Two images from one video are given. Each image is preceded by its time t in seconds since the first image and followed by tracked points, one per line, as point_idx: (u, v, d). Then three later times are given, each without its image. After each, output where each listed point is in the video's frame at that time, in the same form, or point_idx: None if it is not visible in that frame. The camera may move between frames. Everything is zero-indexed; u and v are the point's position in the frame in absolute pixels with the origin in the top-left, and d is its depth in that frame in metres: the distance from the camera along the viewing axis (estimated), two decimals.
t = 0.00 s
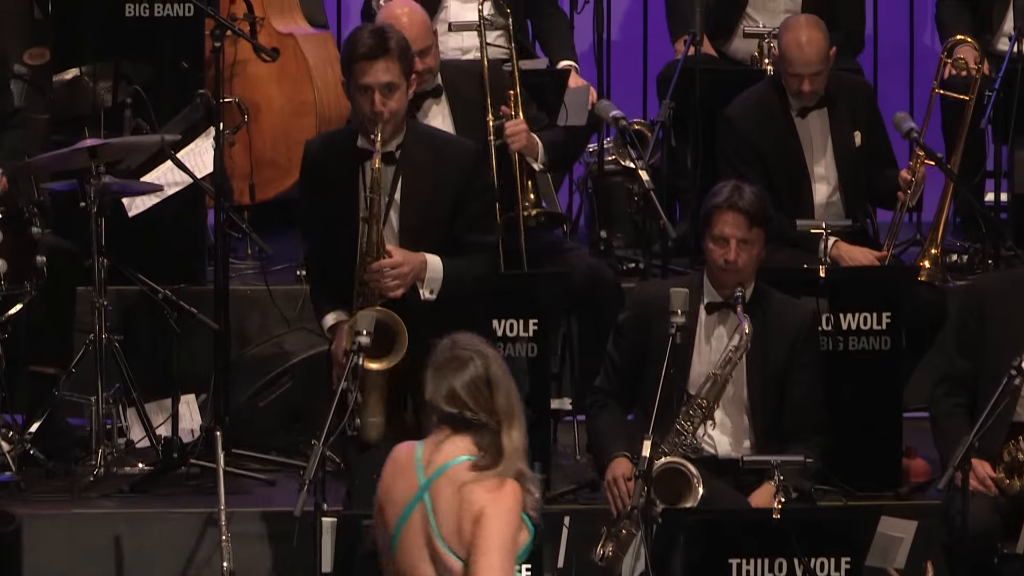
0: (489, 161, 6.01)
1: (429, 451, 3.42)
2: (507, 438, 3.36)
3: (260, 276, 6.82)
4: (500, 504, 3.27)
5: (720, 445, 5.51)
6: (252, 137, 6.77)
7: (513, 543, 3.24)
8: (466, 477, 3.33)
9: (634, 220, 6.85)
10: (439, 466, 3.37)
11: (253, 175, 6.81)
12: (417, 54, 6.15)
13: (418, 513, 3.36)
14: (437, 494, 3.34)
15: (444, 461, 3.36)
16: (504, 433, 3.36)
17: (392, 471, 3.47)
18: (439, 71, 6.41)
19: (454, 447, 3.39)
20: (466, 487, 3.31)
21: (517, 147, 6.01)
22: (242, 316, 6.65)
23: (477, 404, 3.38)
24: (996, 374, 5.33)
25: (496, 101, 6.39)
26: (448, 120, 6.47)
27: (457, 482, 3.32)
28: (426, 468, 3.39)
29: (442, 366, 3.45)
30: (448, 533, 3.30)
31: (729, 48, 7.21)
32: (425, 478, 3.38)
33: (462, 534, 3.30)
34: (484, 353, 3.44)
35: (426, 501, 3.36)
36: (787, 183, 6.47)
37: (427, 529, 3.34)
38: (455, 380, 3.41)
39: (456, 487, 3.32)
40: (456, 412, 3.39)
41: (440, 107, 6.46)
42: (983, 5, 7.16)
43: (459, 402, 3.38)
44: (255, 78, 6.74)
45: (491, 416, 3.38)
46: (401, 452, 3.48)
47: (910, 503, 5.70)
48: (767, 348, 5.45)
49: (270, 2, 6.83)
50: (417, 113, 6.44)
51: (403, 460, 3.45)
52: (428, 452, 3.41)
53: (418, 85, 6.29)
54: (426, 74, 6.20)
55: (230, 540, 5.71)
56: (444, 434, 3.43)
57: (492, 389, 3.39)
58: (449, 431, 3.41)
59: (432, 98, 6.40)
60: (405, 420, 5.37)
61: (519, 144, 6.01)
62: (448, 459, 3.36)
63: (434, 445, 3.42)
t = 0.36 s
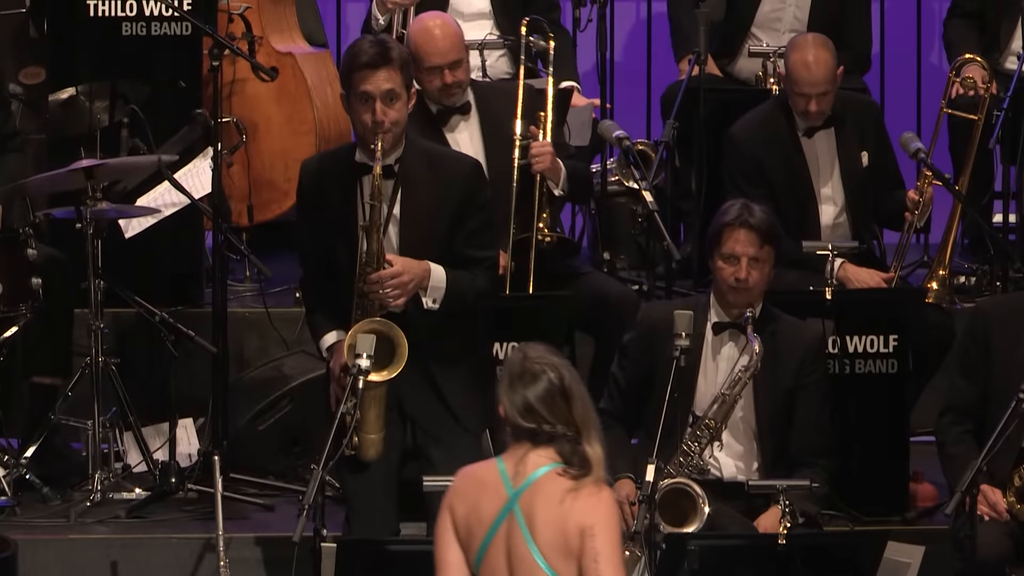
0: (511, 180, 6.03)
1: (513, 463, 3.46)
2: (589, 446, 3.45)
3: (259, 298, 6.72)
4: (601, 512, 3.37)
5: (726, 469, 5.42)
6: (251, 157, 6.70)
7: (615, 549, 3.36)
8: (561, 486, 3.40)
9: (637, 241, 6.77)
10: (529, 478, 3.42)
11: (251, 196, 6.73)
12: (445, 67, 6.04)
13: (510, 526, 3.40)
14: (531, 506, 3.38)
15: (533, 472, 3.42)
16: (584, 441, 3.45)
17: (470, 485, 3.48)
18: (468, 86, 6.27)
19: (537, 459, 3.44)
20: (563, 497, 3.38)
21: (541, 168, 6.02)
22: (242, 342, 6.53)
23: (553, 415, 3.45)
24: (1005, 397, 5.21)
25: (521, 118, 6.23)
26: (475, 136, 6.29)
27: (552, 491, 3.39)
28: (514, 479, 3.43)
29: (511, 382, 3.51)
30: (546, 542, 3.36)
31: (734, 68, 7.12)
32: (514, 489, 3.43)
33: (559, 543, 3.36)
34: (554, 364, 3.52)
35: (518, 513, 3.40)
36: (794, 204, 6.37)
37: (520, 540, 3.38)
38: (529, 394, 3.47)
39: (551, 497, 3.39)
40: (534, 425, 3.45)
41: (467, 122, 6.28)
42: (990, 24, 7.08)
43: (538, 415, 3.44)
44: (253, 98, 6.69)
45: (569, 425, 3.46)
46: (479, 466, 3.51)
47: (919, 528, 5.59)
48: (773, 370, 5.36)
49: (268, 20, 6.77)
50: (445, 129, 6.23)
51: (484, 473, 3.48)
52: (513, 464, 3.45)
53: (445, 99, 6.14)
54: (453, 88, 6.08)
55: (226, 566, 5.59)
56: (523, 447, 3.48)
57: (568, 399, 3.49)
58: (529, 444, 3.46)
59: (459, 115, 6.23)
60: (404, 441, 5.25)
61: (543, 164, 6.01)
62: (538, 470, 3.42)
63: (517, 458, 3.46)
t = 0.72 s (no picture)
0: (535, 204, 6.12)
1: (603, 485, 3.37)
2: (672, 470, 3.33)
3: (254, 322, 6.58)
4: (684, 541, 3.25)
5: (729, 493, 5.28)
6: (247, 178, 6.60)
7: None
8: (648, 510, 3.28)
9: (640, 263, 6.66)
10: (617, 499, 3.32)
11: (248, 218, 6.64)
12: (486, 80, 6.00)
13: (594, 544, 3.30)
14: (615, 526, 3.28)
15: (621, 494, 3.31)
16: (664, 468, 3.33)
17: (568, 501, 3.42)
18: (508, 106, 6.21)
19: (624, 483, 3.34)
20: (649, 521, 3.26)
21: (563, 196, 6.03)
22: (238, 366, 6.41)
23: (628, 445, 3.35)
24: (1013, 423, 4.98)
25: (553, 147, 6.21)
26: (508, 157, 6.22)
27: (637, 514, 3.27)
28: (603, 499, 3.34)
29: (584, 417, 3.43)
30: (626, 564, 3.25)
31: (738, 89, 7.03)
32: (602, 509, 3.34)
33: (639, 567, 3.25)
34: (620, 398, 3.42)
35: (602, 534, 3.30)
36: (798, 225, 6.29)
37: (602, 561, 3.29)
38: (600, 433, 3.38)
39: (636, 519, 3.27)
40: (611, 458, 3.36)
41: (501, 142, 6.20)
42: (997, 44, 7.01)
43: (613, 448, 3.35)
44: (249, 119, 6.62)
45: (644, 454, 3.35)
46: (575, 487, 3.43)
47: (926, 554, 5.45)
48: (779, 391, 5.26)
49: (266, 39, 6.71)
50: (478, 143, 6.15)
51: (577, 493, 3.40)
52: (603, 485, 3.36)
53: (480, 112, 6.06)
54: (490, 101, 6.01)
55: None
56: (608, 473, 3.38)
57: (640, 430, 3.37)
58: (611, 471, 3.36)
59: (494, 132, 6.15)
60: (401, 470, 4.94)
61: (565, 194, 6.02)
62: (625, 493, 3.31)
63: (607, 477, 3.36)
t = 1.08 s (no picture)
0: (543, 209, 6.06)
1: (677, 483, 3.17)
2: (745, 473, 3.09)
3: (250, 329, 6.45)
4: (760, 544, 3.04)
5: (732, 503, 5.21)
6: (242, 184, 6.51)
7: None
8: (723, 510, 3.08)
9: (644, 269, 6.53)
10: (689, 498, 3.13)
11: (243, 224, 6.54)
12: (506, 78, 6.04)
13: (666, 543, 3.12)
14: (686, 524, 3.10)
15: (695, 493, 3.12)
16: (746, 466, 3.09)
17: (641, 498, 3.23)
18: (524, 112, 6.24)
19: (701, 481, 3.14)
20: (723, 522, 3.07)
21: (575, 202, 5.92)
22: (233, 375, 6.27)
23: (706, 443, 3.13)
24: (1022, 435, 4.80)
25: (564, 157, 6.22)
26: (520, 160, 6.19)
27: (709, 515, 3.09)
28: (675, 498, 3.15)
29: (670, 410, 3.22)
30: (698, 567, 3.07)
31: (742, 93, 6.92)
32: (673, 508, 3.15)
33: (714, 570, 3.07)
34: (710, 393, 3.20)
35: (674, 534, 3.12)
36: (805, 233, 6.15)
37: (675, 562, 3.11)
38: (682, 427, 3.17)
39: (710, 521, 3.09)
40: (693, 454, 3.15)
41: (514, 146, 6.19)
42: (1008, 46, 6.86)
43: (692, 444, 3.13)
44: (244, 122, 6.48)
45: (723, 452, 3.11)
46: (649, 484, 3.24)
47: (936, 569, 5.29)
48: (786, 401, 5.13)
49: (261, 41, 6.57)
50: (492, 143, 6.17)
51: (650, 490, 3.21)
52: (677, 482, 3.17)
53: (496, 111, 6.09)
54: (507, 100, 6.04)
55: None
56: (685, 470, 3.17)
57: (723, 429, 3.14)
58: (688, 469, 3.16)
59: (507, 135, 6.15)
60: (395, 480, 4.79)
61: (577, 200, 5.92)
62: (698, 492, 3.12)
63: (682, 476, 3.16)
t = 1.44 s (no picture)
0: (546, 215, 5.91)
1: (763, 483, 2.99)
2: (841, 468, 2.98)
3: (243, 336, 6.26)
4: (870, 543, 2.94)
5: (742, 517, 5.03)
6: (237, 187, 6.35)
7: None
8: (823, 508, 2.94)
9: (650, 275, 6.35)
10: (783, 499, 2.96)
11: (238, 228, 6.38)
12: (505, 80, 5.91)
13: (763, 549, 2.93)
14: (785, 524, 2.93)
15: (789, 493, 2.96)
16: (842, 459, 2.99)
17: (718, 500, 3.01)
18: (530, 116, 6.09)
19: (788, 479, 2.98)
20: (829, 521, 2.93)
21: (579, 210, 5.79)
22: (227, 384, 6.09)
23: (798, 437, 2.99)
24: None
25: (566, 163, 6.05)
26: (525, 164, 6.07)
27: (815, 516, 2.93)
28: (764, 500, 2.96)
29: (752, 402, 3.05)
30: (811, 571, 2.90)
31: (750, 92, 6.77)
32: (765, 510, 2.96)
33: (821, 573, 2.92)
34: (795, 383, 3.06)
35: (773, 538, 2.93)
36: (815, 238, 5.98)
37: (776, 567, 2.92)
38: (771, 420, 3.01)
39: (808, 521, 2.93)
40: (782, 448, 2.99)
41: (519, 150, 6.06)
42: None
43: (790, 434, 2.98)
44: (241, 123, 6.33)
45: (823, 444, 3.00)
46: (719, 488, 3.03)
47: None
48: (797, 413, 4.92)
49: (259, 40, 6.40)
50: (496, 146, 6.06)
51: (728, 494, 3.00)
52: (763, 482, 2.99)
53: (494, 112, 5.97)
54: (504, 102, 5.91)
55: None
56: (769, 467, 3.01)
57: (817, 423, 3.02)
58: (778, 465, 2.99)
59: (512, 138, 6.03)
60: (392, 491, 4.47)
61: (582, 208, 5.79)
62: (795, 491, 2.96)
63: (767, 474, 2.99)
